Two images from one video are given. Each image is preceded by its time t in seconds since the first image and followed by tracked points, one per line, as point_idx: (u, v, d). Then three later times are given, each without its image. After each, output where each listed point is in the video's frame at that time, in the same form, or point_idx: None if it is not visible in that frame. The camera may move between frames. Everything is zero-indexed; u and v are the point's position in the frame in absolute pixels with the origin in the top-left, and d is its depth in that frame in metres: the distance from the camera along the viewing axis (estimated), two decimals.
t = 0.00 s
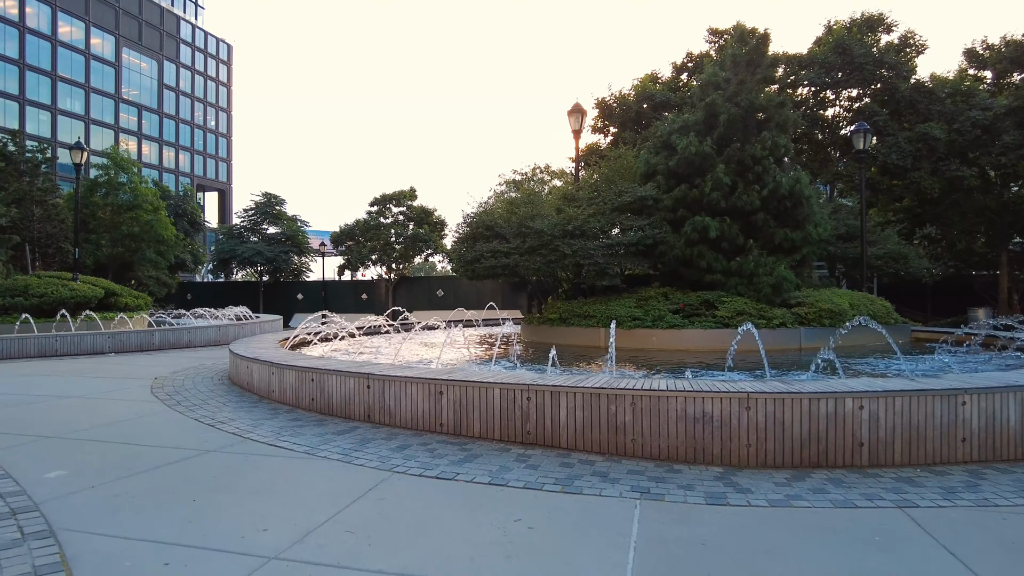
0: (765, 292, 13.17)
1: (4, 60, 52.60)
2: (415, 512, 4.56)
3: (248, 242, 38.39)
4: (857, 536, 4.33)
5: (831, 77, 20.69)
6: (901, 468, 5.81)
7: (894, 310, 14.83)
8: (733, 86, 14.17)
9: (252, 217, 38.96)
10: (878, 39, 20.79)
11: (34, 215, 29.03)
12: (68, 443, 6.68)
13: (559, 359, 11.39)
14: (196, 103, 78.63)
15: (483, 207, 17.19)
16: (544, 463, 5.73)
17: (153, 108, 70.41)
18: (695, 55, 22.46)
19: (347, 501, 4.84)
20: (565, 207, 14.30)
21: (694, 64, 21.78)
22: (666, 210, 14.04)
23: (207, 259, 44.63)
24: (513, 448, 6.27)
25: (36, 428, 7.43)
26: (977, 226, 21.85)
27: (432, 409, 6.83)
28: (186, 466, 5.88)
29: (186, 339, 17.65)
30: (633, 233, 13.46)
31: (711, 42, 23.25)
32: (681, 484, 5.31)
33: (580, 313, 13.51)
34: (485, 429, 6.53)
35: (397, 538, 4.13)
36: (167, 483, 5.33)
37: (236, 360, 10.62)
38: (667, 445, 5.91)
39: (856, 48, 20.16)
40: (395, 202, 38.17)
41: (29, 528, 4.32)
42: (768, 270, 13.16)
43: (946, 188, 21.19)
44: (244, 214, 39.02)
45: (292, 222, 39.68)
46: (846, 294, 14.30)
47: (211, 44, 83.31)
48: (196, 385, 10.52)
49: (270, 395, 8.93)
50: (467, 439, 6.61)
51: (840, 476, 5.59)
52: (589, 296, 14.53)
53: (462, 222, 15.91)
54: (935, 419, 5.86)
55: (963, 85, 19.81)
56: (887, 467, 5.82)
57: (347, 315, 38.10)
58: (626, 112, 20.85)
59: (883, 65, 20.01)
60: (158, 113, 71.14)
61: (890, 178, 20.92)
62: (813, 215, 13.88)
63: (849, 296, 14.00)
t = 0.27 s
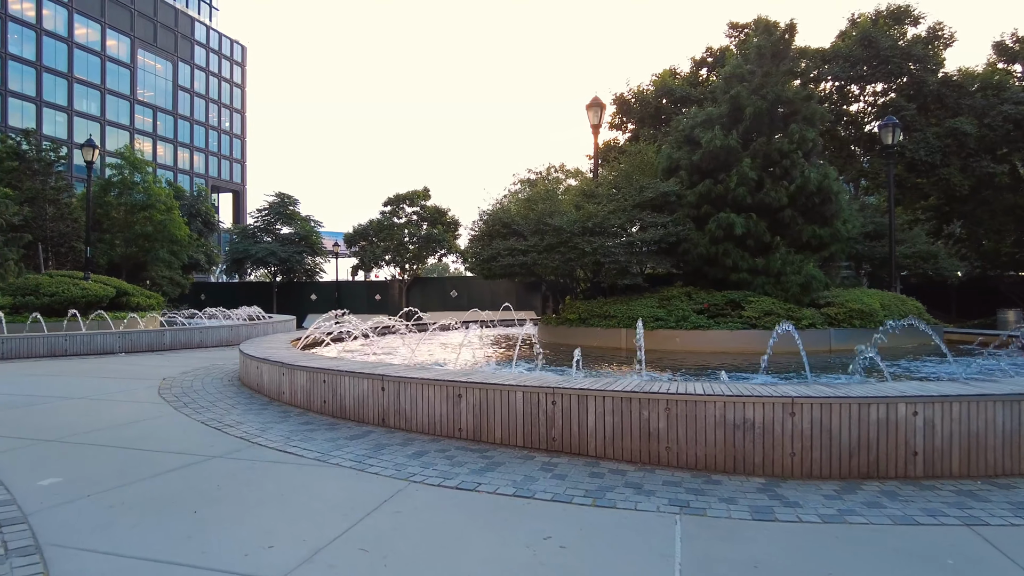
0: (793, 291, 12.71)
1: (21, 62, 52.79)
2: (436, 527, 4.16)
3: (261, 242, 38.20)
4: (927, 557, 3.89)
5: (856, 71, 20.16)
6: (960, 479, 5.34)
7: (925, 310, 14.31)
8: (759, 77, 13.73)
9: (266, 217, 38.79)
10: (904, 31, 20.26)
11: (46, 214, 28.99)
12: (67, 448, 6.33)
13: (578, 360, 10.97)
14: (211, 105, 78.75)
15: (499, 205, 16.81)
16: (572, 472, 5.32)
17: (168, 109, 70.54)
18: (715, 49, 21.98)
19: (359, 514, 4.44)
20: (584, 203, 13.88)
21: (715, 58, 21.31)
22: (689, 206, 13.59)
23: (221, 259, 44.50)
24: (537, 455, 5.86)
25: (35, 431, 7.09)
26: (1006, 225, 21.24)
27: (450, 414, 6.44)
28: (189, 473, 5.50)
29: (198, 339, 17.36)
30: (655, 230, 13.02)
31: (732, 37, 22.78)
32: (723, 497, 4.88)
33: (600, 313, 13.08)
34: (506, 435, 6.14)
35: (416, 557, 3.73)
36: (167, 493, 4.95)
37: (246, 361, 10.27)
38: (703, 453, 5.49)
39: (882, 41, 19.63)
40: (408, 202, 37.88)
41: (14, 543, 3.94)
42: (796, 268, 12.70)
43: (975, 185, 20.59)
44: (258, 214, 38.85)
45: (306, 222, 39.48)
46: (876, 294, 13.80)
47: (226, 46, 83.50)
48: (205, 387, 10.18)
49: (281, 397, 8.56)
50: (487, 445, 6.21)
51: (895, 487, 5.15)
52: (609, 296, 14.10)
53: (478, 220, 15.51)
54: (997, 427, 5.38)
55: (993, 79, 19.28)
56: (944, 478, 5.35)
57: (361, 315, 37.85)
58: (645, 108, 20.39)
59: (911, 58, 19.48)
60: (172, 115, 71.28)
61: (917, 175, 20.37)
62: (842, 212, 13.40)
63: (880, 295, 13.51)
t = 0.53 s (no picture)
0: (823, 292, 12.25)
1: (40, 64, 53.05)
2: (461, 558, 3.78)
3: (277, 242, 38.02)
4: None
5: (883, 65, 19.61)
6: None
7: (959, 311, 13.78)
8: (787, 70, 13.27)
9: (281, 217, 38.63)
10: (934, 24, 19.68)
11: (62, 214, 28.97)
12: (69, 461, 6.02)
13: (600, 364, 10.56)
14: (227, 105, 78.83)
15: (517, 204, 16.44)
16: (605, 493, 4.94)
17: (184, 110, 70.64)
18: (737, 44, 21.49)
19: (377, 541, 4.07)
20: (605, 201, 13.47)
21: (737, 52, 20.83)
22: (715, 205, 13.14)
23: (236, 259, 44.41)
24: (565, 472, 5.48)
25: (38, 441, 6.78)
26: None
27: (472, 425, 6.06)
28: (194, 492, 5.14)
29: (212, 340, 17.13)
30: (680, 229, 12.57)
31: (754, 31, 22.28)
32: (772, 523, 4.46)
33: (623, 315, 12.67)
34: (532, 448, 5.76)
35: None
36: (171, 514, 4.61)
37: (259, 366, 9.96)
38: (746, 470, 5.09)
39: (910, 34, 19.08)
40: (423, 201, 37.56)
41: (0, 575, 3.60)
42: (826, 268, 12.23)
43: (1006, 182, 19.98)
44: (273, 214, 38.70)
45: (321, 222, 39.30)
46: (908, 294, 13.29)
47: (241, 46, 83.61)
48: (217, 392, 9.86)
49: (294, 404, 8.23)
50: (511, 459, 5.83)
51: (959, 510, 4.70)
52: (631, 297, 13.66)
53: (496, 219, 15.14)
54: None
55: None
56: (1011, 500, 4.89)
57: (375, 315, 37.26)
58: (666, 105, 19.94)
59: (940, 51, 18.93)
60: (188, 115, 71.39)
61: (946, 171, 19.79)
62: (873, 209, 12.92)
63: (912, 296, 13.01)
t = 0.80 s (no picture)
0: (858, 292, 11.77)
1: (60, 67, 53.32)
2: None
3: (293, 242, 37.85)
4: None
5: (914, 59, 19.04)
6: None
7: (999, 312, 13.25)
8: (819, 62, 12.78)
9: (297, 217, 38.46)
10: (966, 16, 19.09)
11: (78, 214, 28.94)
12: (74, 470, 5.70)
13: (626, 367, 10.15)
14: (243, 106, 78.97)
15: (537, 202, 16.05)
16: (649, 509, 4.55)
17: (201, 111, 70.80)
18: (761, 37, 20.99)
19: (404, 564, 3.71)
20: (630, 198, 13.04)
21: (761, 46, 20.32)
22: (744, 202, 12.67)
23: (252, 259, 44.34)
24: (604, 484, 5.10)
25: (44, 448, 6.47)
26: None
27: (501, 433, 5.69)
28: (206, 504, 4.81)
29: (226, 341, 16.88)
30: (708, 226, 12.12)
31: (778, 25, 21.75)
32: (837, 544, 4.05)
33: (649, 316, 12.24)
34: (566, 457, 5.38)
35: None
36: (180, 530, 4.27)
37: (274, 367, 9.63)
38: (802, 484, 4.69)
39: (942, 27, 18.51)
40: (438, 201, 37.26)
41: None
42: (861, 267, 11.75)
43: None
44: (289, 214, 38.52)
45: (336, 222, 39.11)
46: (946, 295, 12.77)
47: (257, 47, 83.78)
48: (231, 394, 9.55)
49: (311, 408, 7.89)
50: (543, 469, 5.46)
51: None
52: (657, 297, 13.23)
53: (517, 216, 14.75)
54: None
55: None
56: None
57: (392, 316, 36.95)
58: (689, 100, 19.48)
59: (973, 44, 18.35)
60: (205, 117, 71.56)
61: (979, 168, 19.21)
62: (909, 206, 12.42)
63: (951, 296, 12.49)
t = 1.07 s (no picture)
0: (897, 293, 11.28)
1: (82, 69, 53.64)
2: None
3: (310, 242, 37.70)
4: None
5: (948, 52, 18.45)
6: None
7: None
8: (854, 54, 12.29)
9: (315, 217, 38.31)
10: (1002, 6, 18.45)
11: (97, 214, 28.96)
12: (84, 485, 5.42)
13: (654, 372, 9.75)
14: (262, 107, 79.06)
15: (560, 200, 15.68)
16: (698, 534, 4.17)
17: (220, 112, 70.98)
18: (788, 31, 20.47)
19: None
20: (657, 195, 12.63)
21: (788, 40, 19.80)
22: (775, 199, 12.20)
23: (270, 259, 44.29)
24: (645, 505, 4.72)
25: (54, 460, 6.18)
26: None
27: (533, 447, 5.32)
28: (219, 524, 4.49)
29: (244, 342, 16.66)
30: (740, 225, 11.68)
31: (805, 19, 21.20)
32: None
33: (678, 318, 11.82)
34: (604, 474, 5.00)
35: None
36: (191, 556, 3.95)
37: (293, 372, 9.33)
38: (867, 507, 4.28)
39: (978, 18, 17.90)
40: (456, 200, 36.93)
41: None
42: (900, 268, 11.26)
43: None
44: (306, 214, 38.39)
45: (354, 222, 38.92)
46: (988, 296, 12.23)
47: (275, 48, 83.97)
48: (249, 400, 9.27)
49: (331, 415, 7.57)
50: (580, 487, 5.09)
51: None
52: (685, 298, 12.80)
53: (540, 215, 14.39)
54: None
55: None
56: None
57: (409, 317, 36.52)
58: (714, 96, 19.01)
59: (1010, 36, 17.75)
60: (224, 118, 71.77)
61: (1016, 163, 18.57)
62: (950, 203, 11.89)
63: (994, 297, 11.95)
